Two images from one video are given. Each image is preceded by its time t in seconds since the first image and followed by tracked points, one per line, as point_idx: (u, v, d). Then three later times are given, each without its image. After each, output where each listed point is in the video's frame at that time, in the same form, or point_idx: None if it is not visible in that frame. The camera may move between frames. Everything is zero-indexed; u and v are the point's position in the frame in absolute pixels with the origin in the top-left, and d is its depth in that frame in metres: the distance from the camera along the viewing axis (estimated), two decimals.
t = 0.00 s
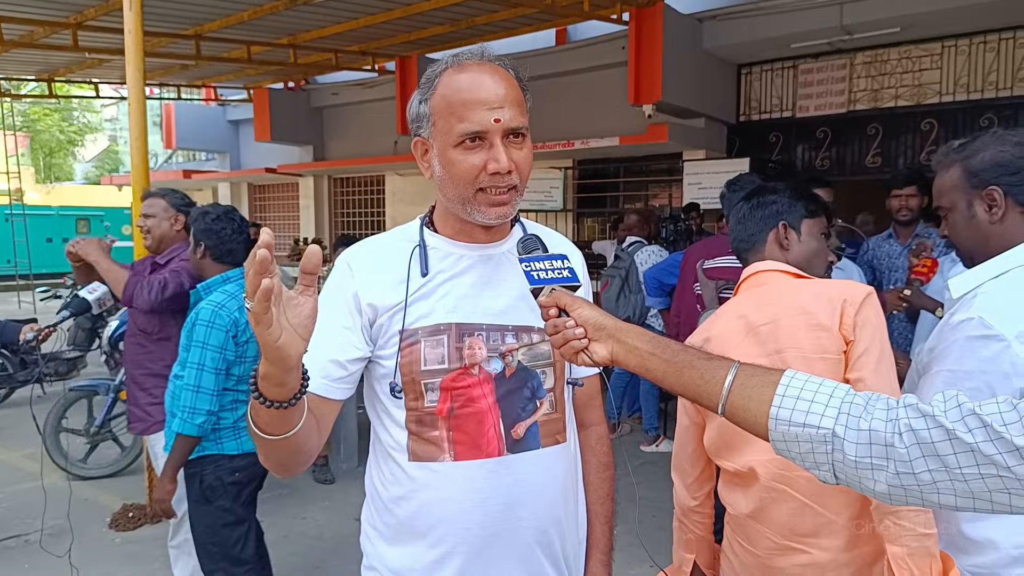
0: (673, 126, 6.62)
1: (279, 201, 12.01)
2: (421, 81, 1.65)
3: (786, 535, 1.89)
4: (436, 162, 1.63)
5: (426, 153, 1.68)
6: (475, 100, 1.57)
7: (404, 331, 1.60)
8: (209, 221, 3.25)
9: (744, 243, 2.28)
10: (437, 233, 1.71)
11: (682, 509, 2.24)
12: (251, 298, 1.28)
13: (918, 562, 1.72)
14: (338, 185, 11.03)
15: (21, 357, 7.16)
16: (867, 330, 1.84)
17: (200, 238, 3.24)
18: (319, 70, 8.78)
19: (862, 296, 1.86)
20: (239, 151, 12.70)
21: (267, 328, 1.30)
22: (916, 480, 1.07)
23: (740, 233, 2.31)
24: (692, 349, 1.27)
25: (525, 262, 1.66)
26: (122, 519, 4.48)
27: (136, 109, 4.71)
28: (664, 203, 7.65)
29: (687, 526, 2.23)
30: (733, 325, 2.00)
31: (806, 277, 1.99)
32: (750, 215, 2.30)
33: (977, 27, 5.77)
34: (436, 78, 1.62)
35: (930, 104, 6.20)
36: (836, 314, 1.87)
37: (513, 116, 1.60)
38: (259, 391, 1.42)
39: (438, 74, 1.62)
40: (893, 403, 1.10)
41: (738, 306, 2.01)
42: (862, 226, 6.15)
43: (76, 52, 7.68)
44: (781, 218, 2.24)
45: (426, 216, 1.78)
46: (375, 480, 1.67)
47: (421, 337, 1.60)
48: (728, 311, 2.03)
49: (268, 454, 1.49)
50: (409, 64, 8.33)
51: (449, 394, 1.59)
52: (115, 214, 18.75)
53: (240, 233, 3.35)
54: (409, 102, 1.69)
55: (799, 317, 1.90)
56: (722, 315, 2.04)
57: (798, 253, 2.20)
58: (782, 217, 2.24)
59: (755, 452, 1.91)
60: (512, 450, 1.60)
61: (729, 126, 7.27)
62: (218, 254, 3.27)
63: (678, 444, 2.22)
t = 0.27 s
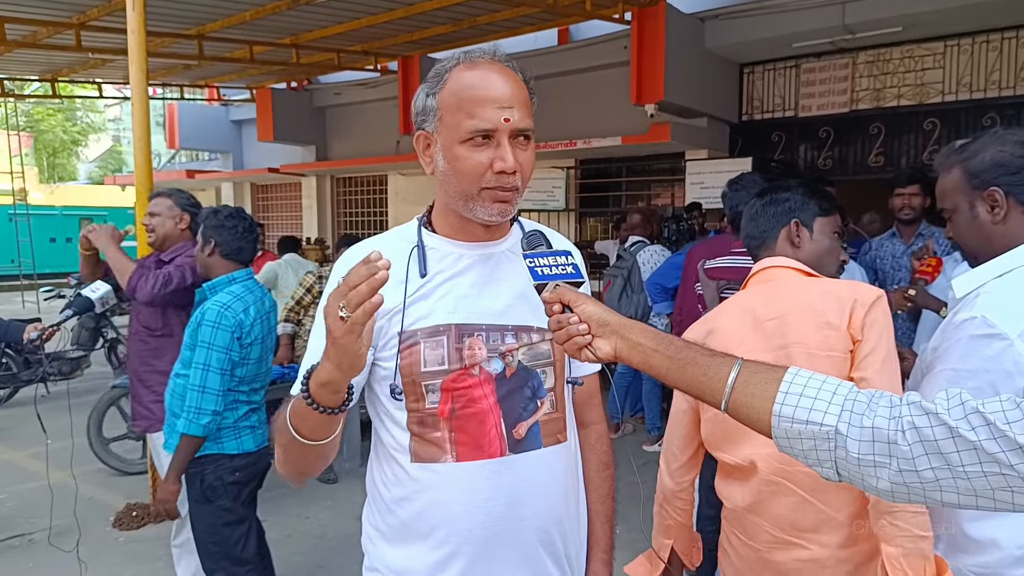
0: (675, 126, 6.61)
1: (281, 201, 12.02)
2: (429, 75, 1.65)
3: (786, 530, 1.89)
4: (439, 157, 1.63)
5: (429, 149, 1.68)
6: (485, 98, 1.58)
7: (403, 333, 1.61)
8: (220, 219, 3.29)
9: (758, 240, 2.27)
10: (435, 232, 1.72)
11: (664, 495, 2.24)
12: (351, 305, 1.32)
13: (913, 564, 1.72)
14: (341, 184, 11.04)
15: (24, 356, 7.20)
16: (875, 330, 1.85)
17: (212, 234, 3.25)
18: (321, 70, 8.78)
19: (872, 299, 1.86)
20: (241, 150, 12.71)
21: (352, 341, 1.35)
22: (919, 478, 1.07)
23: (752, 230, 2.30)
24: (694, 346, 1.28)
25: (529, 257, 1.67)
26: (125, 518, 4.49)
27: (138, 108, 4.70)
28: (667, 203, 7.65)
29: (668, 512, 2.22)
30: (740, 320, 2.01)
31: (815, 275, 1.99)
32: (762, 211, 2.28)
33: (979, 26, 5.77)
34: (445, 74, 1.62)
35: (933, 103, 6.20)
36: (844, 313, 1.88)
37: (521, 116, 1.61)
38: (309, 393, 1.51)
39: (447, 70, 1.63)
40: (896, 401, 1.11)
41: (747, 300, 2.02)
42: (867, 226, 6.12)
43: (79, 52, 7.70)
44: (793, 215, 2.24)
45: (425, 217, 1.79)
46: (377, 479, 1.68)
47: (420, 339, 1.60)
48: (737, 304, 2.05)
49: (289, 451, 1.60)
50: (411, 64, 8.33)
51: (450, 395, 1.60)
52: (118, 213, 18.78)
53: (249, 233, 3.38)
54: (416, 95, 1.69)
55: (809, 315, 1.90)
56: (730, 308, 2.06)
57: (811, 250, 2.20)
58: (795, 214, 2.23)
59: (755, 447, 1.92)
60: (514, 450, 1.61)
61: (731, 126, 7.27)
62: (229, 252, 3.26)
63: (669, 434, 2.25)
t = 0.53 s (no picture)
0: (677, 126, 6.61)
1: (282, 201, 12.02)
2: (434, 75, 1.65)
3: (780, 532, 1.89)
4: (445, 158, 1.62)
5: (431, 149, 1.67)
6: (495, 99, 1.58)
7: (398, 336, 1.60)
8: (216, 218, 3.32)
9: (791, 227, 2.21)
10: (433, 234, 1.72)
11: (664, 478, 2.24)
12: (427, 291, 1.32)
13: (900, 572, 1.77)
14: (342, 184, 11.04)
15: (24, 356, 7.21)
16: (884, 343, 1.85)
17: (211, 234, 3.29)
18: (322, 70, 8.78)
19: (884, 310, 1.86)
20: (243, 150, 12.72)
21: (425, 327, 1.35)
22: (921, 480, 1.07)
23: (780, 215, 2.24)
24: (696, 346, 1.28)
25: (530, 259, 1.64)
26: (125, 517, 4.49)
27: (139, 109, 4.70)
28: (668, 203, 7.64)
29: (667, 496, 2.23)
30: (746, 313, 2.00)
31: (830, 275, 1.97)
32: (798, 200, 2.23)
33: (980, 27, 5.77)
34: (452, 74, 1.62)
35: (934, 104, 6.19)
36: (854, 322, 1.88)
37: (530, 119, 1.61)
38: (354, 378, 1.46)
39: (453, 70, 1.62)
40: (898, 402, 1.11)
41: (756, 295, 2.01)
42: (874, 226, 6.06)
43: (80, 51, 7.70)
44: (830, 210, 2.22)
45: (421, 218, 1.79)
46: (374, 482, 1.68)
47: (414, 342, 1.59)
48: (745, 294, 2.03)
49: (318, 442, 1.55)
50: (413, 64, 8.33)
51: (446, 397, 1.60)
52: (119, 213, 18.79)
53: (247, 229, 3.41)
54: (419, 95, 1.68)
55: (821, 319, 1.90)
56: (738, 298, 2.03)
57: (836, 254, 2.22)
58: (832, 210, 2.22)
59: (754, 446, 1.91)
60: (512, 452, 1.61)
61: (732, 127, 7.27)
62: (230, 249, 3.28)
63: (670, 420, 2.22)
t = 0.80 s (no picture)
0: (679, 125, 6.60)
1: (284, 199, 12.03)
2: (431, 74, 1.64)
3: (775, 535, 1.89)
4: (444, 158, 1.62)
5: (430, 149, 1.67)
6: (492, 97, 1.58)
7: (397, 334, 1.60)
8: (212, 217, 3.31)
9: (832, 224, 2.07)
10: (432, 233, 1.72)
11: (662, 460, 2.23)
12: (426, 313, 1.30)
13: None
14: (344, 183, 11.05)
15: (27, 354, 7.28)
16: (907, 370, 1.82)
17: (204, 235, 3.26)
18: (324, 68, 8.77)
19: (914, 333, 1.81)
20: (244, 148, 12.72)
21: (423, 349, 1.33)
22: (924, 478, 1.07)
23: (822, 208, 2.07)
24: (698, 345, 1.28)
25: (531, 258, 1.65)
26: (127, 515, 4.50)
27: (141, 107, 4.70)
28: (670, 202, 7.64)
29: (664, 477, 2.23)
30: (767, 304, 1.96)
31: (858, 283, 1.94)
32: (842, 196, 2.08)
33: (983, 26, 5.75)
34: (449, 73, 1.62)
35: (936, 103, 6.18)
36: (882, 341, 1.83)
37: (528, 116, 1.61)
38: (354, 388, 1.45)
39: (450, 69, 1.62)
40: (901, 401, 1.10)
41: (781, 287, 1.97)
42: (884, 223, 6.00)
43: (82, 50, 7.70)
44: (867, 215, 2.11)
45: (421, 216, 1.78)
46: (372, 481, 1.67)
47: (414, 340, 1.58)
48: (769, 286, 1.99)
49: (316, 447, 1.55)
50: (414, 63, 8.33)
51: (446, 396, 1.59)
52: (121, 211, 18.82)
53: (242, 227, 3.38)
54: (417, 94, 1.68)
55: (846, 328, 1.85)
56: (761, 291, 1.99)
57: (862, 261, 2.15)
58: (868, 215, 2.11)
59: (757, 445, 1.91)
60: (512, 450, 1.61)
61: (734, 125, 7.26)
62: (223, 249, 3.26)
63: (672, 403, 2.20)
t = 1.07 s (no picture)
0: (680, 126, 6.60)
1: (286, 200, 12.04)
2: (427, 77, 1.65)
3: (778, 541, 1.87)
4: (441, 160, 1.63)
5: (429, 152, 1.68)
6: (486, 99, 1.58)
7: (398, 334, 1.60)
8: (210, 219, 3.29)
9: (846, 224, 2.04)
10: (435, 233, 1.72)
11: (661, 462, 2.19)
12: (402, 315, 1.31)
13: None
14: (345, 184, 11.05)
15: (29, 354, 7.27)
16: (917, 385, 1.81)
17: (204, 237, 3.26)
18: (325, 69, 8.78)
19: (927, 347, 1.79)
20: (246, 149, 12.73)
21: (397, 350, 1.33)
22: (928, 479, 1.06)
23: (837, 205, 2.05)
24: (700, 346, 1.28)
25: (532, 257, 1.65)
26: (129, 515, 4.50)
27: (144, 108, 4.71)
28: (671, 203, 7.64)
29: (663, 480, 2.19)
30: (776, 308, 1.93)
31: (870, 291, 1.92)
32: (859, 196, 2.06)
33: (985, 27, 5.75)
34: (444, 76, 1.62)
35: (938, 104, 6.17)
36: (895, 356, 1.81)
37: (523, 116, 1.61)
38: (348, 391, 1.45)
39: (445, 72, 1.62)
40: (905, 402, 1.10)
41: (792, 288, 1.94)
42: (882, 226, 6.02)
43: (85, 51, 7.72)
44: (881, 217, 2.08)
45: (424, 216, 1.79)
46: (374, 481, 1.68)
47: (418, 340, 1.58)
48: (780, 287, 1.95)
49: (312, 443, 1.55)
50: (416, 64, 8.33)
51: (449, 396, 1.60)
52: (123, 212, 18.84)
53: (242, 228, 3.37)
54: (414, 98, 1.69)
55: (858, 339, 1.83)
56: (772, 291, 1.96)
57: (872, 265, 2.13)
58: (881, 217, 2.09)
59: (760, 454, 1.89)
60: (513, 451, 1.61)
61: (736, 126, 7.25)
62: (222, 251, 3.26)
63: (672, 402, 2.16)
